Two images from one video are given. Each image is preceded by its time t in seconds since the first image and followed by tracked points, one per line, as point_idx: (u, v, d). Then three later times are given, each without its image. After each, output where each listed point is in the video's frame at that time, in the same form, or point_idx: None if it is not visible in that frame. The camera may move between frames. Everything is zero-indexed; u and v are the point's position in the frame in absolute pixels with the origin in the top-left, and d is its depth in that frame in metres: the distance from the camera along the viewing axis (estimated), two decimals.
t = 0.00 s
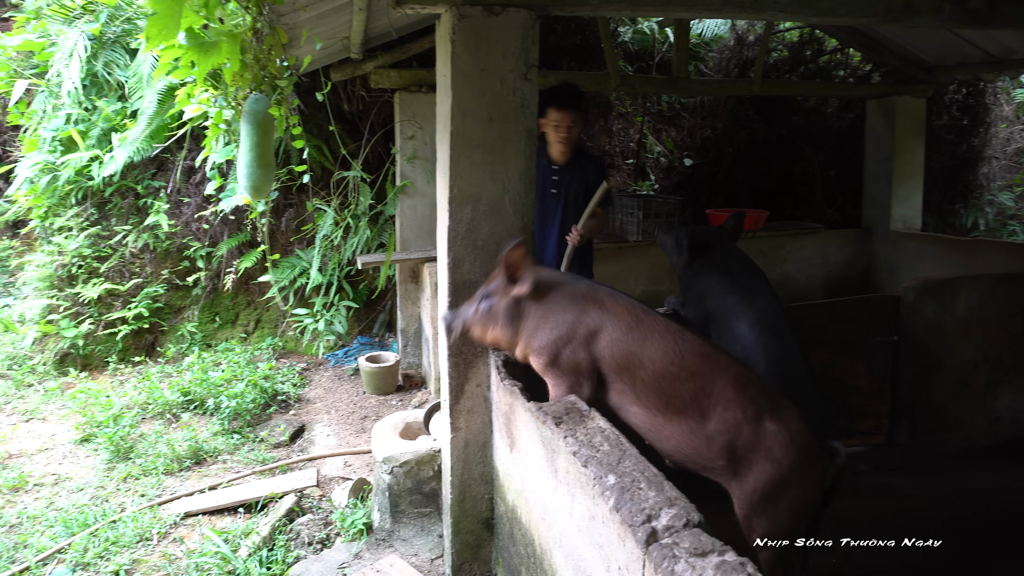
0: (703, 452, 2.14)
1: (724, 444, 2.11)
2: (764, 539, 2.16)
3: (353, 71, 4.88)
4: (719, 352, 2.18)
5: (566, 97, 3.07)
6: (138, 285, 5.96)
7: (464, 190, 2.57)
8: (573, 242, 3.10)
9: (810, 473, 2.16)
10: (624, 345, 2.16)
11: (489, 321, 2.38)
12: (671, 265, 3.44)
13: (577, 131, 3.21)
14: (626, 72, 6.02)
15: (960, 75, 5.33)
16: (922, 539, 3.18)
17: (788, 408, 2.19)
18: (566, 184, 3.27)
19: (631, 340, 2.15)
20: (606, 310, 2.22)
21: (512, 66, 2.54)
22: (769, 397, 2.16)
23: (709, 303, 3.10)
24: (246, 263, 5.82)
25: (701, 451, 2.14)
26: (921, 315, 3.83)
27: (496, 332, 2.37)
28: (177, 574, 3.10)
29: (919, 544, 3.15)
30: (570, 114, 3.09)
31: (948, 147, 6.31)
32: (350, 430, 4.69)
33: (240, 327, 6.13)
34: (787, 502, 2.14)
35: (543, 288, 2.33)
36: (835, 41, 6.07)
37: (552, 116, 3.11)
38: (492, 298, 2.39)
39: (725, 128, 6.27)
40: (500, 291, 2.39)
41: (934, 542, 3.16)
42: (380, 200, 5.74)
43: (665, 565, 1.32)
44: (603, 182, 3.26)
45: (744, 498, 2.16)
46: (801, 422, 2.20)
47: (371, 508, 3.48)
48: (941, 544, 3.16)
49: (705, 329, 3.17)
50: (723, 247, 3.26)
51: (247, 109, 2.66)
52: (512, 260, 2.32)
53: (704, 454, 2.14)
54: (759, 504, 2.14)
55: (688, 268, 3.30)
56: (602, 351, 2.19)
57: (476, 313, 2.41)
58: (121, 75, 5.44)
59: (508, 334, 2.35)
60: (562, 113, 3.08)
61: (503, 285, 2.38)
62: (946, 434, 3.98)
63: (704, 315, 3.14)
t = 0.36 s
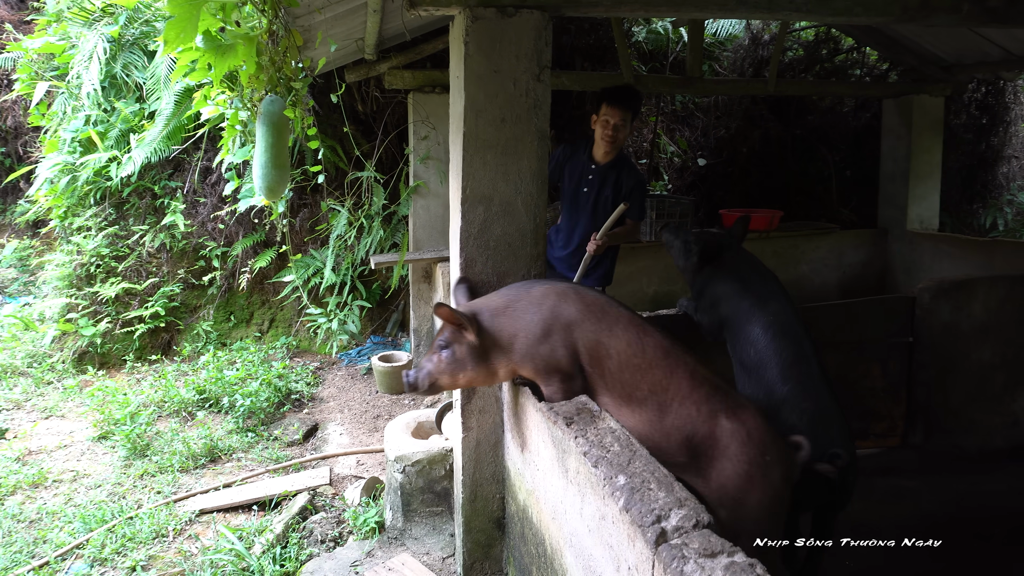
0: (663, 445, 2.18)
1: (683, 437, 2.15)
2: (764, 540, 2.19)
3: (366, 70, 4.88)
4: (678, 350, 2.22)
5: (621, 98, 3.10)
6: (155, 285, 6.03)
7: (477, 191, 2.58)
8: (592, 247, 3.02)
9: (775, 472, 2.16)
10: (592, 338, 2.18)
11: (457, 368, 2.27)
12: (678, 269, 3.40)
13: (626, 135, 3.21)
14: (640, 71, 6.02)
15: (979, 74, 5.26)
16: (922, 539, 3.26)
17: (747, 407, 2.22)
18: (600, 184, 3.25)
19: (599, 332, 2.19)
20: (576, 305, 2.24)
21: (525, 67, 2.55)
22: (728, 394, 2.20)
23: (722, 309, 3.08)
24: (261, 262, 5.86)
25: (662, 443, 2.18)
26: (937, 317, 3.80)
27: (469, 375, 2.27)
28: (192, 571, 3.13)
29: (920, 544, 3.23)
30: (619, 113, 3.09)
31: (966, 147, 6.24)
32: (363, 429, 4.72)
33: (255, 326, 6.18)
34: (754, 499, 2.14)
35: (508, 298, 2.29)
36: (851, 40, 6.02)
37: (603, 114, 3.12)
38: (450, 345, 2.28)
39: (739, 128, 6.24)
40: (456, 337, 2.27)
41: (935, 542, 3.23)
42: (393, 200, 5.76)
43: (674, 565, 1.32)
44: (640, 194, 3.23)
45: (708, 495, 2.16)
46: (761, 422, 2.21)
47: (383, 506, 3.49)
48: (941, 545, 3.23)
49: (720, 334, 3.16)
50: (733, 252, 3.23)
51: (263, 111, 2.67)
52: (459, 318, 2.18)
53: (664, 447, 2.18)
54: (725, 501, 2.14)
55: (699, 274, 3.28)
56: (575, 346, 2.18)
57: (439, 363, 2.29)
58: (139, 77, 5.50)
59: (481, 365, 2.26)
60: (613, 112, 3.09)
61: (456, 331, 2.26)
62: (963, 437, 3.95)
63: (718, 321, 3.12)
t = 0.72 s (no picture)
0: (651, 439, 2.25)
1: (671, 431, 2.22)
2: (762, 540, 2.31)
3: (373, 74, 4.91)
4: (664, 348, 2.31)
5: (622, 99, 3.15)
6: (162, 285, 6.06)
7: (482, 194, 2.60)
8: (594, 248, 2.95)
9: (755, 465, 2.25)
10: (583, 335, 2.23)
11: (442, 372, 2.30)
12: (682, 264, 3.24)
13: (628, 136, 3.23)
14: (646, 72, 6.02)
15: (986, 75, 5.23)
16: (922, 539, 3.29)
17: (732, 406, 2.31)
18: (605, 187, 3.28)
19: (591, 330, 2.24)
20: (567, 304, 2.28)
21: (530, 70, 2.56)
22: (714, 392, 2.29)
23: (729, 309, 3.03)
24: (267, 263, 5.89)
25: (651, 437, 2.26)
26: (943, 319, 3.79)
27: (455, 379, 2.30)
28: (200, 570, 3.15)
29: (919, 544, 3.26)
30: (621, 113, 3.14)
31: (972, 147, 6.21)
32: (368, 429, 4.74)
33: (261, 326, 6.21)
34: (740, 495, 2.20)
35: (495, 300, 2.32)
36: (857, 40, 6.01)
37: (605, 113, 3.17)
38: (436, 348, 2.32)
39: (745, 129, 6.25)
40: (442, 340, 2.31)
41: (935, 542, 3.27)
42: (399, 201, 5.77)
43: (679, 569, 1.33)
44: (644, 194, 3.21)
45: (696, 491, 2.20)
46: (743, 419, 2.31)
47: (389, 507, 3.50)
48: (940, 545, 3.26)
49: (724, 334, 3.13)
50: (743, 249, 3.16)
51: (270, 113, 2.69)
52: (444, 320, 2.22)
53: (653, 441, 2.25)
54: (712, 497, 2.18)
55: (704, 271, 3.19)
56: (567, 345, 2.22)
57: (425, 367, 2.32)
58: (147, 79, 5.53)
59: (467, 368, 2.30)
60: (615, 111, 3.14)
61: (441, 334, 2.29)
62: (968, 439, 3.95)
63: (724, 320, 3.08)
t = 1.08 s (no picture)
0: (653, 434, 2.30)
1: (673, 426, 2.28)
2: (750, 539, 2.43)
3: (381, 74, 4.90)
4: (665, 342, 2.35)
5: (616, 99, 3.09)
6: (172, 286, 6.12)
7: (488, 197, 2.62)
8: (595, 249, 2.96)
9: (750, 455, 2.36)
10: (586, 335, 2.25)
11: (447, 377, 2.30)
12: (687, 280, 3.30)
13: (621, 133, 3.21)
14: (652, 74, 6.05)
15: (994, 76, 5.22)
16: (922, 539, 3.33)
17: (729, 400, 2.41)
18: (604, 188, 3.31)
19: (593, 330, 2.26)
20: (568, 304, 2.29)
21: (536, 75, 2.58)
22: (713, 386, 2.37)
23: (735, 318, 3.06)
24: (275, 264, 5.94)
25: (654, 433, 2.30)
26: (949, 322, 3.80)
27: (459, 383, 2.30)
28: (208, 569, 3.19)
29: (920, 544, 3.30)
30: (614, 112, 3.10)
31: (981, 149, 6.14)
32: (375, 429, 4.77)
33: (270, 327, 6.26)
34: (735, 485, 2.31)
35: (495, 304, 2.34)
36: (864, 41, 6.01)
37: (598, 111, 3.12)
38: (439, 353, 2.31)
39: (752, 130, 6.27)
40: (445, 345, 2.31)
41: (935, 542, 3.31)
42: (406, 202, 5.81)
43: (678, 569, 1.35)
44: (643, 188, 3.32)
45: (693, 483, 2.30)
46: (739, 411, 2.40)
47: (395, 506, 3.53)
48: (940, 545, 3.31)
49: (731, 341, 3.16)
50: (747, 256, 3.19)
51: (278, 118, 2.73)
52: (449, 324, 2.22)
53: (655, 437, 2.30)
54: (709, 487, 2.28)
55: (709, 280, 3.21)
56: (569, 346, 2.24)
57: (429, 372, 2.32)
58: (157, 82, 5.58)
59: (471, 372, 2.30)
60: (608, 109, 3.09)
61: (444, 339, 2.29)
62: (975, 441, 3.94)
63: (731, 329, 3.11)
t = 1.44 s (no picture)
0: (657, 434, 2.30)
1: (676, 426, 2.28)
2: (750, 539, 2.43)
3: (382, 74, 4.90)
4: (667, 341, 2.36)
5: (590, 97, 3.10)
6: (173, 285, 6.12)
7: (490, 197, 2.63)
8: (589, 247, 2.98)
9: (752, 454, 2.38)
10: (591, 334, 2.25)
11: (454, 361, 2.27)
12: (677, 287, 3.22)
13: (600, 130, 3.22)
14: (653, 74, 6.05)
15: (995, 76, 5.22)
16: (922, 539, 3.33)
17: (730, 400, 2.43)
18: (589, 187, 3.29)
19: (598, 329, 2.26)
20: (572, 303, 2.29)
21: (537, 75, 2.58)
22: (714, 386, 2.39)
23: (733, 320, 3.02)
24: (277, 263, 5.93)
25: (657, 433, 2.30)
26: (950, 322, 3.80)
27: (465, 368, 2.27)
28: (210, 568, 3.19)
29: (920, 544, 3.30)
30: (592, 112, 3.11)
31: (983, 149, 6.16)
32: (376, 429, 4.77)
33: (271, 326, 6.26)
34: (736, 484, 2.33)
35: (501, 299, 2.33)
36: (865, 41, 6.01)
37: (575, 111, 3.13)
38: (448, 335, 2.28)
39: (752, 130, 6.28)
40: (455, 327, 2.27)
41: (935, 542, 3.32)
42: (408, 202, 5.80)
43: (681, 567, 1.35)
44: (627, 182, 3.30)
45: (696, 482, 2.31)
46: (740, 410, 2.43)
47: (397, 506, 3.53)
48: (941, 545, 3.31)
49: (729, 343, 3.12)
50: (738, 256, 3.13)
51: (281, 117, 2.73)
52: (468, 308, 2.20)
53: (658, 436, 2.30)
54: (712, 485, 2.30)
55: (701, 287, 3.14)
56: (574, 345, 2.24)
57: (436, 354, 2.27)
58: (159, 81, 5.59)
59: (479, 358, 2.27)
60: (585, 107, 3.10)
61: (456, 322, 2.26)
62: (976, 441, 3.95)
63: (728, 331, 3.07)
